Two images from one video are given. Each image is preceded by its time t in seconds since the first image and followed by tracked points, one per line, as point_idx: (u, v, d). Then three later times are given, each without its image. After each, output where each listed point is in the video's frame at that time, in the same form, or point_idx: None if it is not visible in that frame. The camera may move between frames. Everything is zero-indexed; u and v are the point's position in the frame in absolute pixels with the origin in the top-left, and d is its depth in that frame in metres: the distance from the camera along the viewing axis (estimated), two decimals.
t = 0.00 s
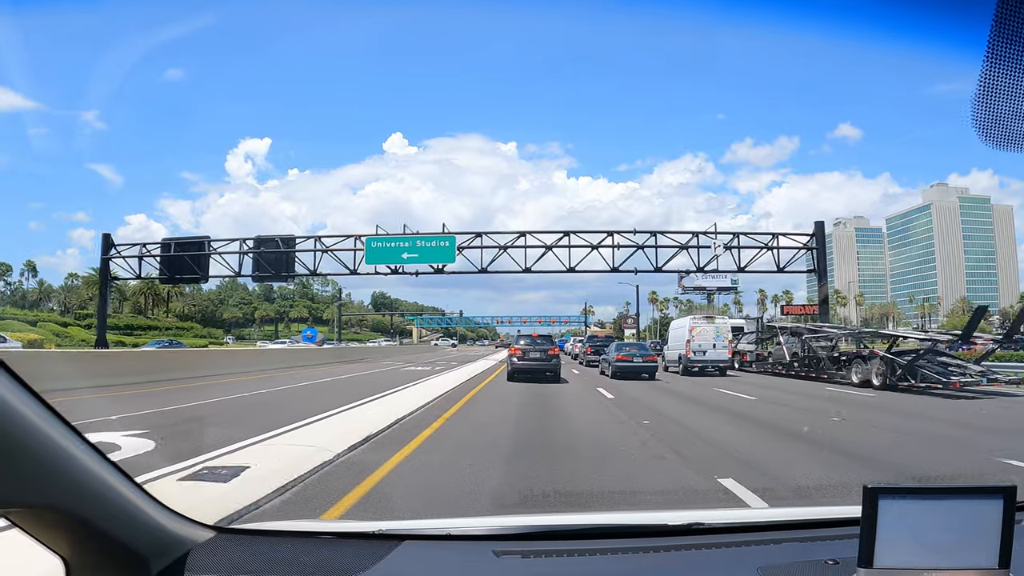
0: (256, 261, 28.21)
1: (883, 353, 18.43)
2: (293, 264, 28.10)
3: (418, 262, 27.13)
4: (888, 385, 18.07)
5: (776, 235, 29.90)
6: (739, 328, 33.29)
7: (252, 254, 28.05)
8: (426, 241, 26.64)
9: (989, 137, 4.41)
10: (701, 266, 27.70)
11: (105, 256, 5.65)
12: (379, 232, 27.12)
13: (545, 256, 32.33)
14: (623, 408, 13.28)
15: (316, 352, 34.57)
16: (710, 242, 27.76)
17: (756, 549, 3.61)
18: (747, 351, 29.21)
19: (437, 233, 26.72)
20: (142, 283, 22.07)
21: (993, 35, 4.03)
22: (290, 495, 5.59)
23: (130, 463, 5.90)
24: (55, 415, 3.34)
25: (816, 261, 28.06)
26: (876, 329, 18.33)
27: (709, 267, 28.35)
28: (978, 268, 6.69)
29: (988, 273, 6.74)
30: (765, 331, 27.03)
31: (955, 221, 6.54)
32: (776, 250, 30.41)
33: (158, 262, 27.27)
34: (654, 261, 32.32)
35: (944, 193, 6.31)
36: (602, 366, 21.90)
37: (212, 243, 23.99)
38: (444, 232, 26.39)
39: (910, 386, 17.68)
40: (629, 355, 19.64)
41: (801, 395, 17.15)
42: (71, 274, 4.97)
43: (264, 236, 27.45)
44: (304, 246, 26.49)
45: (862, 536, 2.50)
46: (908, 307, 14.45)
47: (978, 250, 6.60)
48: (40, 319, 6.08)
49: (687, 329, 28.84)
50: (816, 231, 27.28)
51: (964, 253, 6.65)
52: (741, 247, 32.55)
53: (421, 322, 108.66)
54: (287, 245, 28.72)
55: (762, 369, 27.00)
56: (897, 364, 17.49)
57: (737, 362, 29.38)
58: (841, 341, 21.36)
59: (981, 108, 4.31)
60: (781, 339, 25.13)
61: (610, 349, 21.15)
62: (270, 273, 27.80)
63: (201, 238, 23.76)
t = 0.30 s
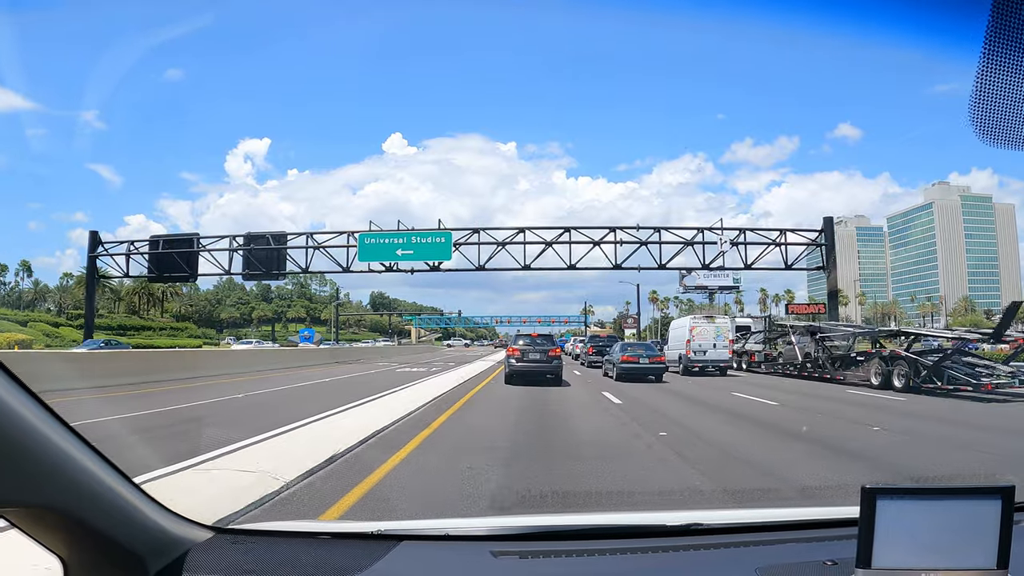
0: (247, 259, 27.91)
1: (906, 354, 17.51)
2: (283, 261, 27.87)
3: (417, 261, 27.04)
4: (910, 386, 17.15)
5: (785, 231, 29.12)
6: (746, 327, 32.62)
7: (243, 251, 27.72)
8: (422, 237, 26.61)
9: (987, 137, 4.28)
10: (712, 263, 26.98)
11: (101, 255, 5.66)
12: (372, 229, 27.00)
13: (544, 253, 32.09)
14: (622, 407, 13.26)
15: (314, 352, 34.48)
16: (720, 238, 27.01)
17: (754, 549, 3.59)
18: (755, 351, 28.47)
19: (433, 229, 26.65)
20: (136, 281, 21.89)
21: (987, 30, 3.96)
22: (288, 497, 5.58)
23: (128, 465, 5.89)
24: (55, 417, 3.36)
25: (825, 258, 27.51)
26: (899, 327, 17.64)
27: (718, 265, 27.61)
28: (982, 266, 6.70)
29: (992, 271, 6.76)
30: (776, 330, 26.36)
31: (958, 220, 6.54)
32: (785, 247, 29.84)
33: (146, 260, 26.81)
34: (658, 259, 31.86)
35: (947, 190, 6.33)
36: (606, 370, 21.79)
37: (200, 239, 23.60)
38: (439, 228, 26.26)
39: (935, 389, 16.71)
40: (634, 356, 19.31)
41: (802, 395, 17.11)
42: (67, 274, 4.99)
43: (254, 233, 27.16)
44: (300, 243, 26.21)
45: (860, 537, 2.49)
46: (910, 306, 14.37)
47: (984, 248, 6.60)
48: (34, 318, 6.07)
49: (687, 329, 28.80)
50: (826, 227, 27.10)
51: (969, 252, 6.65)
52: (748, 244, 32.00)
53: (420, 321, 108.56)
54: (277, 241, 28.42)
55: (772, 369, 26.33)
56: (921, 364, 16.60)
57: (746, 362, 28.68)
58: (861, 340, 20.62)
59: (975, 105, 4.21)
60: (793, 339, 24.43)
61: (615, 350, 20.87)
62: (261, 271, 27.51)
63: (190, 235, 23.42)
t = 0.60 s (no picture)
0: (237, 255, 27.61)
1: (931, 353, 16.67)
2: (275, 258, 27.59)
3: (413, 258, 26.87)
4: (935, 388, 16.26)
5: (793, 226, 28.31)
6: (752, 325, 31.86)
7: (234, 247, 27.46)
8: (416, 233, 26.54)
9: (970, 147, 4.31)
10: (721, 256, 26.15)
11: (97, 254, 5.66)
12: (365, 224, 27.04)
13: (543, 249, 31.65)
14: (620, 406, 13.27)
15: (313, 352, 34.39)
16: (732, 231, 26.18)
17: (749, 549, 3.59)
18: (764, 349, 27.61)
19: (428, 225, 26.58)
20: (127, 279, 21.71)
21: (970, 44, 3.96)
22: (286, 497, 5.58)
23: (125, 465, 5.89)
24: (53, 419, 3.35)
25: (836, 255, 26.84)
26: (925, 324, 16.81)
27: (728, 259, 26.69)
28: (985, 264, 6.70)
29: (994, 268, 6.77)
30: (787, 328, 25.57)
31: (960, 218, 6.53)
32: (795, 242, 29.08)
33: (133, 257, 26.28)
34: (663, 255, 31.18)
35: (949, 188, 6.37)
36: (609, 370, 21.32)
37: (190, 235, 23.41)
38: (434, 222, 26.12)
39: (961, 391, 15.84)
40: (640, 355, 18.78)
41: (802, 394, 17.07)
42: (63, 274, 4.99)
43: (245, 229, 26.82)
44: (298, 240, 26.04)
45: (852, 539, 2.49)
46: (912, 303, 14.28)
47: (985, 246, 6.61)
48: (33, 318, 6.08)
49: (687, 328, 28.79)
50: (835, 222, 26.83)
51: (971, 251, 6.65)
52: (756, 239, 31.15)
53: (421, 320, 108.46)
54: (268, 237, 28.08)
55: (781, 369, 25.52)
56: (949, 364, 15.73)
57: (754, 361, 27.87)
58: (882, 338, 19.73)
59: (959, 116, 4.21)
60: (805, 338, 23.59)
61: (620, 350, 20.47)
62: (253, 268, 27.24)
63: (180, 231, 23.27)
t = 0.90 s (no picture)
0: (227, 253, 27.21)
1: (955, 352, 15.90)
2: (265, 256, 27.19)
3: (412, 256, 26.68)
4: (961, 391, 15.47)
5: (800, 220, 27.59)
6: (758, 325, 31.11)
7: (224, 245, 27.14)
8: (411, 229, 26.38)
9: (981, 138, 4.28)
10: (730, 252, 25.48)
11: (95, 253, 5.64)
12: (358, 221, 26.82)
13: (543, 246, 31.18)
14: (621, 406, 13.24)
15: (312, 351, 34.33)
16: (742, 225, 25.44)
17: (752, 548, 3.57)
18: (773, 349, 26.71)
19: (424, 221, 26.33)
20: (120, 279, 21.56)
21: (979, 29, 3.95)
22: (286, 497, 5.55)
23: (125, 465, 5.85)
24: (52, 418, 3.33)
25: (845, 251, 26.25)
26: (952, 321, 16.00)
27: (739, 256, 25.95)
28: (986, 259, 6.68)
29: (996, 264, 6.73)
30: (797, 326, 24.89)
31: (961, 215, 6.46)
32: (801, 237, 28.49)
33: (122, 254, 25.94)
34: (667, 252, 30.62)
35: (949, 187, 6.28)
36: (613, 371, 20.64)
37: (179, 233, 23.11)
38: (430, 218, 25.93)
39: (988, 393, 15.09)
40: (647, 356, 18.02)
41: (802, 393, 17.03)
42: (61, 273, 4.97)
43: (235, 226, 26.49)
44: (293, 237, 25.80)
45: (858, 537, 2.47)
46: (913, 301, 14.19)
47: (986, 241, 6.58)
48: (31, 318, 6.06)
49: (687, 327, 28.83)
50: (843, 216, 26.54)
51: (972, 246, 6.63)
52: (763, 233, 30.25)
53: (420, 319, 108.33)
54: (259, 234, 27.64)
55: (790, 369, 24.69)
56: (976, 365, 14.96)
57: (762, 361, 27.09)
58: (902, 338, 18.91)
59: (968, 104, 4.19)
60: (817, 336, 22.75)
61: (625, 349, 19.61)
62: (242, 267, 26.88)
63: (169, 228, 23.03)
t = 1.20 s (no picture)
0: (218, 251, 26.86)
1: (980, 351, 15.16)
2: (256, 253, 26.71)
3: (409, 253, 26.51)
4: (985, 391, 14.72)
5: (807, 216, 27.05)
6: (765, 323, 30.35)
7: (214, 242, 26.80)
8: (406, 225, 26.13)
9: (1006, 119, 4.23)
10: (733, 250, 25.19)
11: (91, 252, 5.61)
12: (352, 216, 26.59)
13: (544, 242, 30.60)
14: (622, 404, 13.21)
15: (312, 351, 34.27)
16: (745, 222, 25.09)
17: (755, 544, 3.55)
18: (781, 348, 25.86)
19: (419, 216, 26.07)
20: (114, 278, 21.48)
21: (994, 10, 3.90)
22: (286, 496, 5.55)
23: (124, 465, 5.84)
24: (50, 416, 3.31)
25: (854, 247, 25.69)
26: (976, 318, 15.25)
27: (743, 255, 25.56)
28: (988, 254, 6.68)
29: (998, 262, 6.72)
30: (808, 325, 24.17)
31: (961, 216, 6.45)
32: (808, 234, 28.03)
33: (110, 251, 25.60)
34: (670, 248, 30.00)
35: (950, 185, 6.21)
36: (617, 372, 19.93)
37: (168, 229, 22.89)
38: (426, 214, 25.67)
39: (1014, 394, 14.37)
40: (654, 356, 17.25)
41: (803, 392, 17.03)
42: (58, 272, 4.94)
43: (226, 223, 26.13)
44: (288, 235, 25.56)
45: (864, 532, 2.45)
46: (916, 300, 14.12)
47: (986, 239, 6.59)
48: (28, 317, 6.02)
49: (687, 326, 28.87)
50: (852, 211, 26.18)
51: (973, 244, 6.63)
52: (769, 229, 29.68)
53: (420, 319, 108.50)
54: (251, 231, 27.10)
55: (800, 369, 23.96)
56: (1003, 364, 14.24)
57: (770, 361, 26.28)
58: (920, 336, 18.11)
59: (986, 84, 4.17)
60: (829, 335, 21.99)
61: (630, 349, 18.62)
62: (234, 264, 26.48)
63: (158, 224, 22.80)
